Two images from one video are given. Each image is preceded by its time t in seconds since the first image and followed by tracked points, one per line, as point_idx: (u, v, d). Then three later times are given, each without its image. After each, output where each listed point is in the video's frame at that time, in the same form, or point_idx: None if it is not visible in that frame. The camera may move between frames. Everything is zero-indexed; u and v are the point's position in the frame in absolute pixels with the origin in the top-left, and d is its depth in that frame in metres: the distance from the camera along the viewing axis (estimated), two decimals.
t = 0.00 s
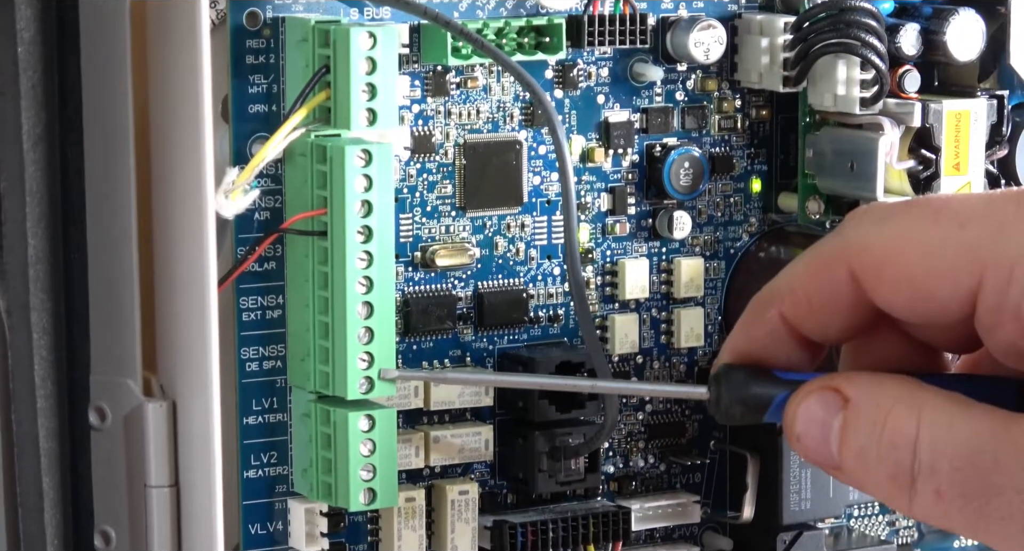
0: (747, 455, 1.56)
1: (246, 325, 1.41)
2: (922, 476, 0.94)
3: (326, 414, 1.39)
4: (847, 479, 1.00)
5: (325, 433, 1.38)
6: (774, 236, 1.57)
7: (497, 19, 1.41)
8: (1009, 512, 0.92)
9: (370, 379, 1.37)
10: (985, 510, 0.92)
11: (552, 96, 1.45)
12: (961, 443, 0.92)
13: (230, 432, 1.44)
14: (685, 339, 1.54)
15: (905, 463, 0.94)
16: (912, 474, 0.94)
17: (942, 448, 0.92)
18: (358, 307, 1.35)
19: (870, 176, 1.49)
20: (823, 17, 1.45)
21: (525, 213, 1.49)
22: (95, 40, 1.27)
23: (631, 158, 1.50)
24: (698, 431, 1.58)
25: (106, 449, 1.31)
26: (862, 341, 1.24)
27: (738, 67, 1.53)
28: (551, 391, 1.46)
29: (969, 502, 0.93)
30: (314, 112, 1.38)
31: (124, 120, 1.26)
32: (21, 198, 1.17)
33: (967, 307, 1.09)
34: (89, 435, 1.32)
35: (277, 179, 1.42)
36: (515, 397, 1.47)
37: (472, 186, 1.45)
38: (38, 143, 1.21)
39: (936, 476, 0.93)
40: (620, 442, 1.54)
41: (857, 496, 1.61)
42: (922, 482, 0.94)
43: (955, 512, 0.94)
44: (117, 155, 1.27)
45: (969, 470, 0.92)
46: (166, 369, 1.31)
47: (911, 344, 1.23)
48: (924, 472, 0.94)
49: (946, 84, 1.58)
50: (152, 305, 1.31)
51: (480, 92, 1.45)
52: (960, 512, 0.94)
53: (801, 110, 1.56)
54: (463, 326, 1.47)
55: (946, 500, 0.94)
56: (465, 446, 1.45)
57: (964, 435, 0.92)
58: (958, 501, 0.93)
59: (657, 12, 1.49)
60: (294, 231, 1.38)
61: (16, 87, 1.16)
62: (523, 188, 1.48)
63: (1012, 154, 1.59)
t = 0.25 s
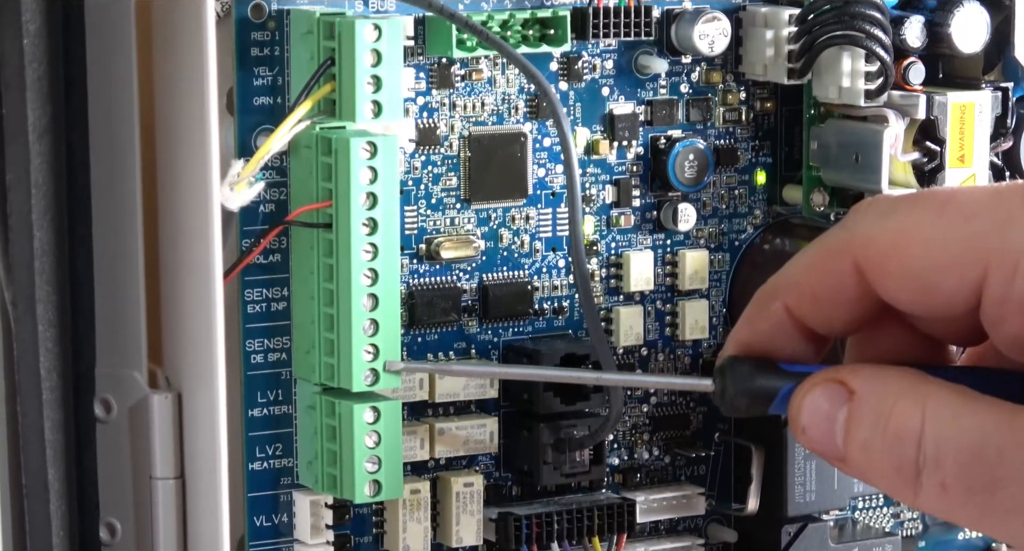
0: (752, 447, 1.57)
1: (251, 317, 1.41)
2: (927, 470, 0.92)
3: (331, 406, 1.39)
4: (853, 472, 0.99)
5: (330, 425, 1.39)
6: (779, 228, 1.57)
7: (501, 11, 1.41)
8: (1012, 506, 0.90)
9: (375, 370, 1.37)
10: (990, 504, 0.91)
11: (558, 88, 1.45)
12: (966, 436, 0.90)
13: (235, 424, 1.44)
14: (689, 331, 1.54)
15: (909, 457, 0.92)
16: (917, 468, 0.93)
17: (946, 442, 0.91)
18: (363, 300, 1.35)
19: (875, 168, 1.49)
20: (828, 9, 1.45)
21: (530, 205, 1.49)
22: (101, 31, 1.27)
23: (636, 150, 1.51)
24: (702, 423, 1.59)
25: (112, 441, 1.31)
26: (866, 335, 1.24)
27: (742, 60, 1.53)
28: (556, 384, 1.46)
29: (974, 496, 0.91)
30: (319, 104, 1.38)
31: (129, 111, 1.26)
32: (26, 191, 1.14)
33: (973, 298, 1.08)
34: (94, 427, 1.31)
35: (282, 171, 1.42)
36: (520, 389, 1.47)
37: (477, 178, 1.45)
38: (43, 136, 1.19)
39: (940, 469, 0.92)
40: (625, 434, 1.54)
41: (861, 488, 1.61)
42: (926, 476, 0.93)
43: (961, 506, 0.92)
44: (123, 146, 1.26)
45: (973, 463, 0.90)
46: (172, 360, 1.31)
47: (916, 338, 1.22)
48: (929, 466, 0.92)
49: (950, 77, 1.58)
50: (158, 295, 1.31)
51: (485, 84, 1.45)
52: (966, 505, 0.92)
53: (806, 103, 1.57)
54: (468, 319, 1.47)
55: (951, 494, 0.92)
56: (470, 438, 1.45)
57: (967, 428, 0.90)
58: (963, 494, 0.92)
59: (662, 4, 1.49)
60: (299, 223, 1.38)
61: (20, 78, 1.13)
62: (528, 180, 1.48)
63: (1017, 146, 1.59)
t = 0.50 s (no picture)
0: (756, 432, 1.58)
1: (254, 303, 1.41)
2: (932, 453, 0.93)
3: (335, 392, 1.38)
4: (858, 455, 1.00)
5: (334, 411, 1.38)
6: (783, 213, 1.57)
7: None
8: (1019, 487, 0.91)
9: (379, 356, 1.37)
10: (995, 487, 0.91)
11: (561, 73, 1.46)
12: (971, 419, 0.91)
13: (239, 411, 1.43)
14: (694, 316, 1.55)
15: (914, 440, 0.93)
16: (923, 451, 0.93)
17: (952, 425, 0.91)
18: (367, 285, 1.35)
19: (879, 152, 1.50)
20: None
21: (533, 191, 1.49)
22: (107, 17, 1.26)
23: (639, 135, 1.52)
24: (707, 408, 1.59)
25: (115, 427, 1.30)
26: (870, 318, 1.24)
27: (746, 44, 1.54)
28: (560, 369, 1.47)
29: (979, 478, 0.92)
30: (322, 90, 1.38)
31: (131, 95, 1.25)
32: (30, 175, 1.13)
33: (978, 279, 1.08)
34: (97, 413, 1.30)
35: (285, 157, 1.41)
36: (524, 375, 1.47)
37: (480, 164, 1.45)
38: (47, 122, 1.15)
39: (946, 452, 0.92)
40: (630, 419, 1.55)
41: (866, 473, 1.61)
42: (932, 460, 0.94)
43: (966, 488, 0.93)
44: (125, 130, 1.25)
45: (979, 446, 0.91)
46: (175, 345, 1.30)
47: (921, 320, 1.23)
48: (934, 450, 0.93)
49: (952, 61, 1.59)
50: (161, 280, 1.30)
51: (488, 69, 1.45)
52: (971, 488, 0.93)
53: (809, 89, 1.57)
54: (473, 304, 1.47)
55: (956, 477, 0.93)
56: (475, 424, 1.45)
57: (974, 412, 0.91)
58: (969, 477, 0.92)
59: None
60: (303, 208, 1.37)
61: (23, 63, 1.11)
62: (531, 166, 1.48)
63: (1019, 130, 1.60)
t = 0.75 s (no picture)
0: (756, 429, 1.58)
1: (254, 301, 1.41)
2: (931, 448, 0.91)
3: (335, 390, 1.38)
4: (856, 451, 0.98)
5: (334, 408, 1.38)
6: (783, 210, 1.58)
7: None
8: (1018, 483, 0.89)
9: (378, 353, 1.37)
10: (995, 484, 0.90)
11: (560, 70, 1.46)
12: (971, 415, 0.89)
13: (239, 409, 1.43)
14: (693, 314, 1.55)
15: (912, 436, 0.91)
16: (921, 447, 0.91)
17: (951, 420, 0.89)
18: (366, 283, 1.35)
19: (877, 150, 1.50)
20: None
21: (532, 188, 1.49)
22: (106, 15, 1.26)
23: (638, 133, 1.52)
24: (706, 405, 1.60)
25: (116, 424, 1.30)
26: (869, 312, 1.23)
27: (745, 41, 1.54)
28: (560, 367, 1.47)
29: (978, 474, 0.90)
30: (321, 88, 1.37)
31: (131, 94, 1.25)
32: (31, 173, 1.13)
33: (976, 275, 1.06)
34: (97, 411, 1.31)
35: (285, 155, 1.42)
36: (523, 373, 1.47)
37: (479, 161, 1.45)
38: (47, 120, 1.15)
39: (945, 448, 0.90)
40: (629, 417, 1.56)
41: (865, 470, 1.62)
42: (930, 455, 0.92)
43: (965, 484, 0.91)
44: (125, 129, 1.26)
45: (978, 440, 0.89)
46: (175, 343, 1.30)
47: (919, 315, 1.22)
48: (932, 446, 0.91)
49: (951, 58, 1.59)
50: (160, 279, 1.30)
51: (488, 67, 1.45)
52: (970, 484, 0.91)
53: (808, 86, 1.58)
54: (472, 302, 1.47)
55: (955, 472, 0.91)
56: (474, 422, 1.45)
57: (974, 407, 0.89)
58: (967, 473, 0.90)
59: None
60: (302, 206, 1.37)
61: (23, 62, 1.12)
62: (531, 163, 1.48)
63: (1019, 126, 1.60)
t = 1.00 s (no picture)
0: (754, 424, 1.58)
1: (252, 298, 1.41)
2: (932, 433, 0.93)
3: (334, 386, 1.39)
4: (856, 438, 1.00)
5: (333, 405, 1.39)
6: (781, 206, 1.58)
7: None
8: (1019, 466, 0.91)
9: (377, 350, 1.37)
10: (995, 468, 0.91)
11: (558, 67, 1.46)
12: (971, 401, 0.91)
13: (238, 405, 1.44)
14: (691, 309, 1.55)
15: (913, 421, 0.93)
16: (922, 432, 0.93)
17: (951, 404, 0.91)
18: (364, 280, 1.35)
19: (875, 146, 1.50)
20: None
21: (530, 184, 1.49)
22: (104, 13, 1.26)
23: (636, 129, 1.52)
24: (705, 401, 1.60)
25: (114, 421, 1.30)
26: (871, 300, 1.26)
27: (742, 38, 1.55)
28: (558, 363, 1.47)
29: (979, 458, 0.92)
30: (320, 85, 1.38)
31: (129, 91, 1.25)
32: (29, 171, 1.12)
33: (977, 262, 1.09)
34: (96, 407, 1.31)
35: (283, 152, 1.42)
36: (522, 369, 1.47)
37: (477, 158, 1.45)
38: (45, 118, 1.16)
39: (946, 433, 0.92)
40: (627, 413, 1.56)
41: (864, 466, 1.62)
42: (931, 441, 0.93)
43: (966, 468, 0.93)
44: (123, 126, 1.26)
45: (978, 425, 0.91)
46: (173, 340, 1.30)
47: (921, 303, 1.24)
48: (933, 431, 0.93)
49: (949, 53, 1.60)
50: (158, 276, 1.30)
51: (485, 64, 1.45)
52: (970, 469, 0.93)
53: (806, 82, 1.58)
54: (470, 299, 1.47)
55: (956, 456, 0.93)
56: (472, 418, 1.45)
57: (974, 392, 0.91)
58: (968, 457, 0.92)
59: None
60: (300, 204, 1.38)
61: (21, 59, 1.11)
62: (529, 160, 1.48)
63: (1016, 122, 1.60)
